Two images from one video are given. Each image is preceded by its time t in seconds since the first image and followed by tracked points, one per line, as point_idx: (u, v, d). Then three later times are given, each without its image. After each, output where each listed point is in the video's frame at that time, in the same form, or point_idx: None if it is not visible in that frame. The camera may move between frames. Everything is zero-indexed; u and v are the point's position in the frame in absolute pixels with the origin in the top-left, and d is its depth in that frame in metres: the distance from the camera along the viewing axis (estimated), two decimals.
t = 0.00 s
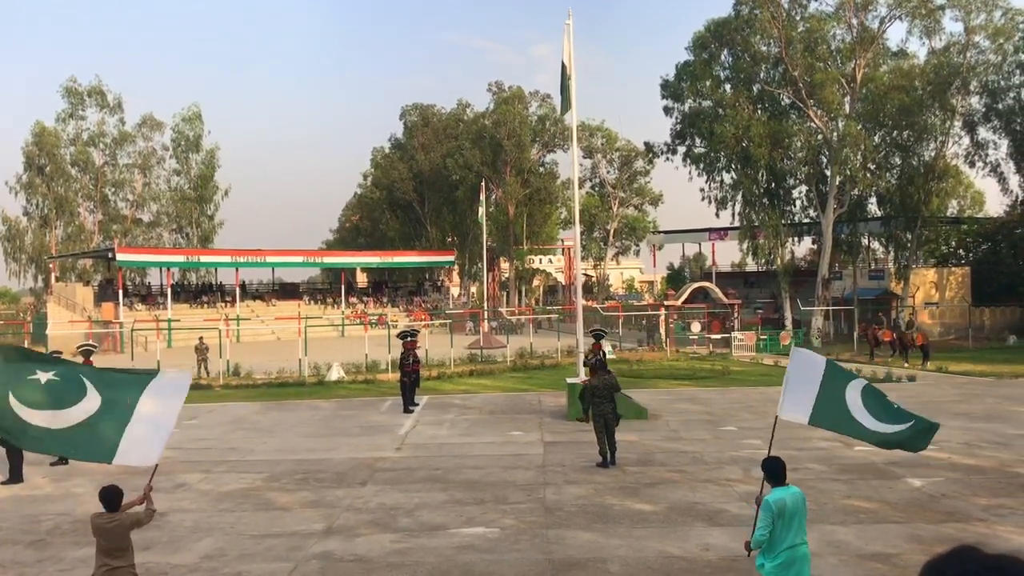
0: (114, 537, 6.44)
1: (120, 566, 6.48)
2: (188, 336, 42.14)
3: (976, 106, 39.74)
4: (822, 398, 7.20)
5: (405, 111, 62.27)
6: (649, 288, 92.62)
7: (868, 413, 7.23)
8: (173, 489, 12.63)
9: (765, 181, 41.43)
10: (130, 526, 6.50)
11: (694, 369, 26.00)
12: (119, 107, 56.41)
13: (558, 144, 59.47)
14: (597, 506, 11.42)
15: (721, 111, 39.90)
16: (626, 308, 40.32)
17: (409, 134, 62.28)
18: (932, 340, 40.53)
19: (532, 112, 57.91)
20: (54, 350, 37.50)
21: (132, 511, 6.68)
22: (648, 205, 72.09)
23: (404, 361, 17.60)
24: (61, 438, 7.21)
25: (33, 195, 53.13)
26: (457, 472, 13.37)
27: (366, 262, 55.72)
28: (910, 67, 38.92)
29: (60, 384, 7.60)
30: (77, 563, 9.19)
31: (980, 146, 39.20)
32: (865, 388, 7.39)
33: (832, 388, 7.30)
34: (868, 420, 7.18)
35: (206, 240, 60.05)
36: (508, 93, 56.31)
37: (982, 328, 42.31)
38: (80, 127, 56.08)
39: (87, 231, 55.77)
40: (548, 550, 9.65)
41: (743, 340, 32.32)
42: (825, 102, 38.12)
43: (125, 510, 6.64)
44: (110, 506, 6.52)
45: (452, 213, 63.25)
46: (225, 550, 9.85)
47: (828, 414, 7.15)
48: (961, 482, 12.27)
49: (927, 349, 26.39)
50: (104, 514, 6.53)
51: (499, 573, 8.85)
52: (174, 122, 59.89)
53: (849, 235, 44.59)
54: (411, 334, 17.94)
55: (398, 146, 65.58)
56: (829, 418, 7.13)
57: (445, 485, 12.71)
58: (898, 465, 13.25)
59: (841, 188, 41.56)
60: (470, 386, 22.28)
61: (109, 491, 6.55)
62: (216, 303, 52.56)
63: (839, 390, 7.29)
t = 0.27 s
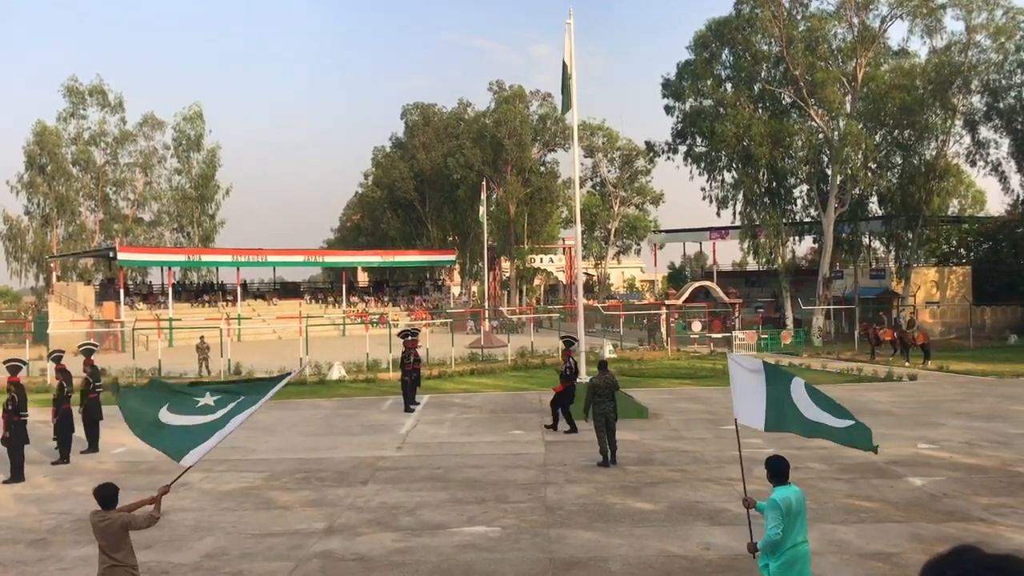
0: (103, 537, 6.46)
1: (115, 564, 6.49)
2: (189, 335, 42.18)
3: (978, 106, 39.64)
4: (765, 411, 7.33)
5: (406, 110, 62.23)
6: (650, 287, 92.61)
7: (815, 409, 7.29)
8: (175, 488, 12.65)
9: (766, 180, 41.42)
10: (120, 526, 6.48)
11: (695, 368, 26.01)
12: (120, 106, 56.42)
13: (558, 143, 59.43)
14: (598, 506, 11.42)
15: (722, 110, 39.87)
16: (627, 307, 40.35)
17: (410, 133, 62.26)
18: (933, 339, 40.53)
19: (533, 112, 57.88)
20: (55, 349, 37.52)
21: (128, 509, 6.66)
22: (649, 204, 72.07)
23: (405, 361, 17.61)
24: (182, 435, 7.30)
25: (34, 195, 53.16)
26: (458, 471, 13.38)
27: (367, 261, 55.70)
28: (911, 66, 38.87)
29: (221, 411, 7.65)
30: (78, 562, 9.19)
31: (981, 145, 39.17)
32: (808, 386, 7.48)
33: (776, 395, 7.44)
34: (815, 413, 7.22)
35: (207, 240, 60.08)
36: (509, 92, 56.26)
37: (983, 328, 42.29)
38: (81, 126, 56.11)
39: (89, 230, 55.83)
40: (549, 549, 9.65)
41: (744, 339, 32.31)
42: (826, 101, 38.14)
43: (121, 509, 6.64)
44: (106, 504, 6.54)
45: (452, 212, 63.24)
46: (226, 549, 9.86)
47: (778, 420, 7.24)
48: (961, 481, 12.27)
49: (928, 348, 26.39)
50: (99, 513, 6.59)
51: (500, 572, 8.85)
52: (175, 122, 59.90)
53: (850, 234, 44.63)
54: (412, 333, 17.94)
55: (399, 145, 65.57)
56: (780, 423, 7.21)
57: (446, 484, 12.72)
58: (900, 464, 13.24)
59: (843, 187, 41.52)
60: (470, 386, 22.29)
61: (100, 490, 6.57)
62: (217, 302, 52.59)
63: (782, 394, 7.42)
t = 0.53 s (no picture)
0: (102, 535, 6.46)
1: (113, 564, 6.50)
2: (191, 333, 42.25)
3: (979, 104, 39.53)
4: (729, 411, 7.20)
5: (408, 109, 62.20)
6: (652, 287, 92.65)
7: (768, 412, 7.06)
8: (176, 487, 12.65)
9: (768, 179, 41.43)
10: (117, 524, 6.48)
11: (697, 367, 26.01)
12: (122, 106, 56.45)
13: (560, 142, 59.40)
14: (600, 505, 11.42)
15: (723, 108, 39.88)
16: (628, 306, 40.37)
17: (411, 132, 62.26)
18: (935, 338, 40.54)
19: (534, 111, 57.87)
20: (57, 348, 37.58)
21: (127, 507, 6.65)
22: (650, 203, 72.06)
23: (407, 360, 17.62)
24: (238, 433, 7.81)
25: (36, 194, 53.20)
26: (459, 470, 13.38)
27: (368, 260, 55.71)
28: (913, 65, 38.82)
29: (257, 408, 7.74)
30: (80, 560, 9.20)
31: (983, 143, 39.12)
32: (765, 386, 7.22)
33: (730, 395, 7.22)
34: (767, 418, 6.99)
35: (209, 239, 60.13)
36: (510, 91, 56.22)
37: (985, 327, 42.24)
38: (82, 126, 56.15)
39: (90, 229, 55.88)
40: (550, 548, 9.66)
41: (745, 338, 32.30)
42: (827, 100, 38.13)
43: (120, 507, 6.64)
44: (104, 502, 6.53)
45: (454, 211, 63.25)
46: (228, 548, 9.86)
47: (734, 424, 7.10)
48: (963, 480, 12.26)
49: (930, 347, 26.37)
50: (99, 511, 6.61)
51: (502, 571, 8.86)
52: (177, 121, 59.93)
53: (851, 233, 44.66)
54: (413, 332, 17.93)
55: (401, 144, 65.58)
56: (731, 427, 7.02)
57: (447, 483, 12.71)
58: (901, 463, 13.23)
59: (844, 185, 41.51)
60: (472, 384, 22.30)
61: (99, 487, 6.59)
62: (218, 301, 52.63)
63: (736, 395, 7.20)
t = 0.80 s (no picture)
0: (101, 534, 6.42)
1: (112, 562, 6.46)
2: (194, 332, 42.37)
3: (982, 103, 39.44)
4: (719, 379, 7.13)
5: (410, 107, 62.17)
6: (654, 286, 92.69)
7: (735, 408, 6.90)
8: (179, 485, 12.66)
9: (770, 177, 41.42)
10: (118, 521, 6.46)
11: (699, 366, 26.01)
12: (124, 104, 56.47)
13: (562, 140, 59.37)
14: (602, 503, 11.42)
15: (725, 107, 39.85)
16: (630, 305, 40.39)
17: (413, 131, 62.26)
18: (937, 337, 40.54)
19: (536, 109, 57.84)
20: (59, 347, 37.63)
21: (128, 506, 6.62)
22: (652, 202, 72.07)
23: (409, 359, 17.63)
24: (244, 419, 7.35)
25: (38, 192, 53.24)
26: (461, 469, 13.37)
27: (370, 259, 55.74)
28: (916, 64, 38.76)
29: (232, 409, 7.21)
30: (83, 559, 9.20)
31: (985, 142, 39.07)
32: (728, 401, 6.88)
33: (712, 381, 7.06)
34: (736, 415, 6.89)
35: (211, 237, 60.17)
36: (512, 90, 56.14)
37: (987, 325, 42.16)
38: (85, 124, 56.18)
39: (93, 228, 55.93)
40: (552, 547, 9.65)
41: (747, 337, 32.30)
42: (829, 99, 38.14)
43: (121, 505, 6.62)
44: (105, 500, 6.51)
45: (456, 210, 63.24)
46: (230, 547, 9.86)
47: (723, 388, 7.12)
48: (965, 479, 12.25)
49: (933, 346, 26.37)
50: (99, 510, 6.59)
51: (504, 570, 8.85)
52: (179, 119, 59.95)
53: (854, 232, 44.66)
54: (415, 331, 17.96)
55: (403, 143, 65.59)
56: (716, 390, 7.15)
57: (449, 482, 12.71)
58: (904, 462, 13.22)
59: (846, 184, 41.48)
60: (474, 383, 22.31)
61: (98, 486, 6.56)
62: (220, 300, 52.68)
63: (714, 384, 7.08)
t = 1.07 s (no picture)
0: (105, 530, 6.39)
1: (113, 559, 6.40)
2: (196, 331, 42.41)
3: (986, 101, 39.35)
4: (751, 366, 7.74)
5: (412, 106, 62.07)
6: (656, 284, 92.66)
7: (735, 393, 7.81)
8: (182, 483, 12.67)
9: (773, 176, 41.35)
10: (119, 519, 6.44)
11: (701, 364, 26.01)
12: (127, 103, 56.50)
13: (565, 139, 59.33)
14: (604, 502, 11.42)
15: (728, 105, 39.80)
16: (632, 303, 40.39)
17: (416, 129, 62.27)
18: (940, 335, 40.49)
19: (539, 107, 57.82)
20: (62, 345, 37.66)
21: (128, 504, 6.63)
22: (655, 200, 72.08)
23: (411, 356, 17.64)
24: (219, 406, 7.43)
25: (41, 190, 53.28)
26: (464, 467, 13.38)
27: (373, 257, 55.76)
28: (919, 62, 38.69)
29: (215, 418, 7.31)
30: (86, 557, 9.21)
31: (989, 140, 39.01)
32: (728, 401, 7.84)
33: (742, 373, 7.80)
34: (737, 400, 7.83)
35: (214, 236, 60.21)
36: (515, 88, 56.02)
37: (991, 324, 42.10)
38: (88, 123, 56.22)
39: (96, 226, 55.98)
40: (555, 545, 9.65)
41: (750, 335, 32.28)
42: (833, 97, 38.10)
43: (120, 503, 6.62)
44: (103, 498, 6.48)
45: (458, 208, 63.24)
46: (233, 544, 9.87)
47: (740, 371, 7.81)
48: (969, 477, 12.24)
49: (935, 345, 26.36)
50: (98, 508, 6.56)
51: (507, 568, 8.86)
52: (182, 118, 60.00)
53: (857, 230, 44.64)
54: (417, 329, 17.97)
55: (405, 141, 65.61)
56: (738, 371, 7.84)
57: (452, 480, 12.71)
58: (907, 460, 13.21)
59: (850, 182, 41.42)
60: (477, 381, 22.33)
61: (98, 484, 6.55)
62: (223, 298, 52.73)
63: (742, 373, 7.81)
